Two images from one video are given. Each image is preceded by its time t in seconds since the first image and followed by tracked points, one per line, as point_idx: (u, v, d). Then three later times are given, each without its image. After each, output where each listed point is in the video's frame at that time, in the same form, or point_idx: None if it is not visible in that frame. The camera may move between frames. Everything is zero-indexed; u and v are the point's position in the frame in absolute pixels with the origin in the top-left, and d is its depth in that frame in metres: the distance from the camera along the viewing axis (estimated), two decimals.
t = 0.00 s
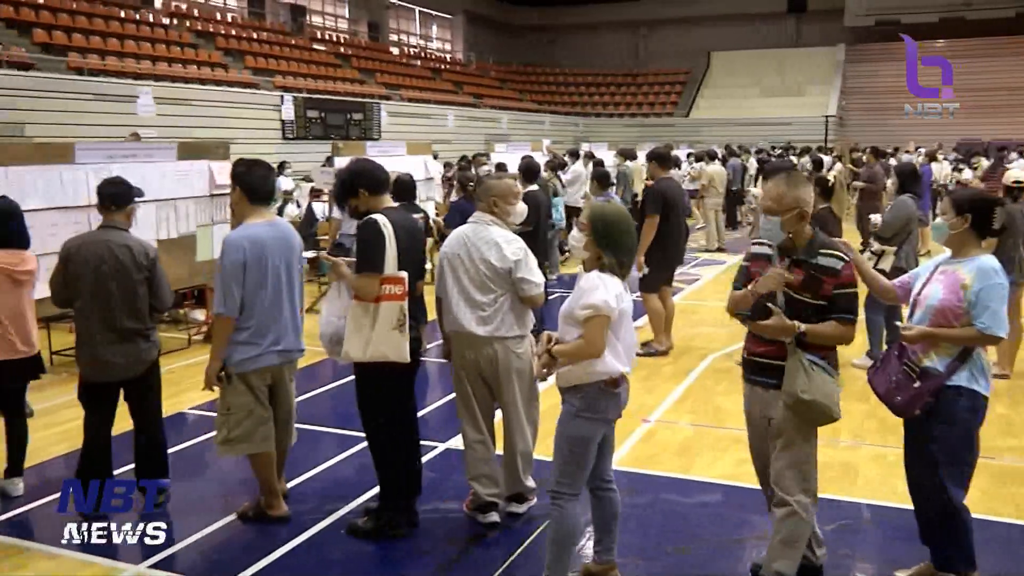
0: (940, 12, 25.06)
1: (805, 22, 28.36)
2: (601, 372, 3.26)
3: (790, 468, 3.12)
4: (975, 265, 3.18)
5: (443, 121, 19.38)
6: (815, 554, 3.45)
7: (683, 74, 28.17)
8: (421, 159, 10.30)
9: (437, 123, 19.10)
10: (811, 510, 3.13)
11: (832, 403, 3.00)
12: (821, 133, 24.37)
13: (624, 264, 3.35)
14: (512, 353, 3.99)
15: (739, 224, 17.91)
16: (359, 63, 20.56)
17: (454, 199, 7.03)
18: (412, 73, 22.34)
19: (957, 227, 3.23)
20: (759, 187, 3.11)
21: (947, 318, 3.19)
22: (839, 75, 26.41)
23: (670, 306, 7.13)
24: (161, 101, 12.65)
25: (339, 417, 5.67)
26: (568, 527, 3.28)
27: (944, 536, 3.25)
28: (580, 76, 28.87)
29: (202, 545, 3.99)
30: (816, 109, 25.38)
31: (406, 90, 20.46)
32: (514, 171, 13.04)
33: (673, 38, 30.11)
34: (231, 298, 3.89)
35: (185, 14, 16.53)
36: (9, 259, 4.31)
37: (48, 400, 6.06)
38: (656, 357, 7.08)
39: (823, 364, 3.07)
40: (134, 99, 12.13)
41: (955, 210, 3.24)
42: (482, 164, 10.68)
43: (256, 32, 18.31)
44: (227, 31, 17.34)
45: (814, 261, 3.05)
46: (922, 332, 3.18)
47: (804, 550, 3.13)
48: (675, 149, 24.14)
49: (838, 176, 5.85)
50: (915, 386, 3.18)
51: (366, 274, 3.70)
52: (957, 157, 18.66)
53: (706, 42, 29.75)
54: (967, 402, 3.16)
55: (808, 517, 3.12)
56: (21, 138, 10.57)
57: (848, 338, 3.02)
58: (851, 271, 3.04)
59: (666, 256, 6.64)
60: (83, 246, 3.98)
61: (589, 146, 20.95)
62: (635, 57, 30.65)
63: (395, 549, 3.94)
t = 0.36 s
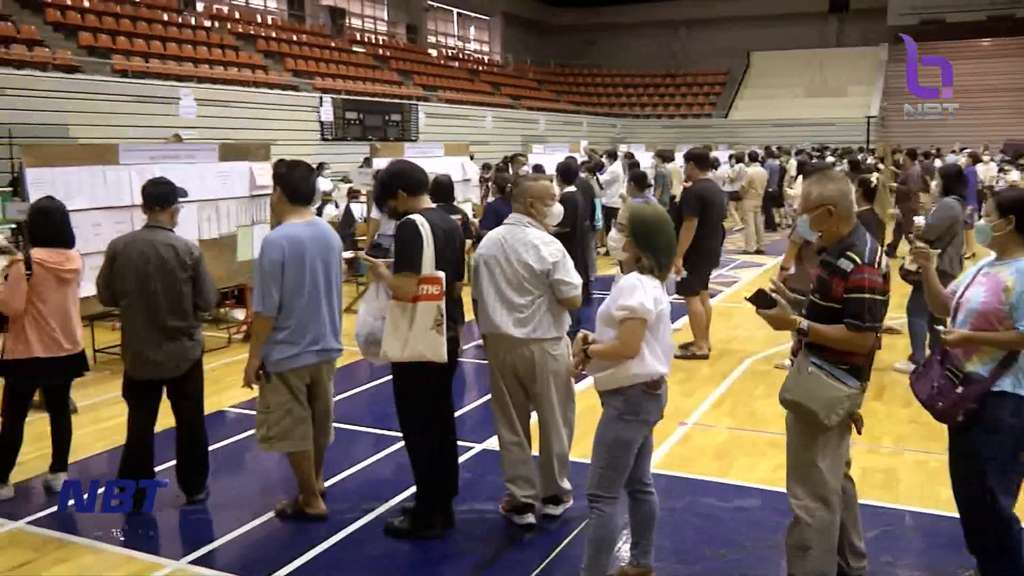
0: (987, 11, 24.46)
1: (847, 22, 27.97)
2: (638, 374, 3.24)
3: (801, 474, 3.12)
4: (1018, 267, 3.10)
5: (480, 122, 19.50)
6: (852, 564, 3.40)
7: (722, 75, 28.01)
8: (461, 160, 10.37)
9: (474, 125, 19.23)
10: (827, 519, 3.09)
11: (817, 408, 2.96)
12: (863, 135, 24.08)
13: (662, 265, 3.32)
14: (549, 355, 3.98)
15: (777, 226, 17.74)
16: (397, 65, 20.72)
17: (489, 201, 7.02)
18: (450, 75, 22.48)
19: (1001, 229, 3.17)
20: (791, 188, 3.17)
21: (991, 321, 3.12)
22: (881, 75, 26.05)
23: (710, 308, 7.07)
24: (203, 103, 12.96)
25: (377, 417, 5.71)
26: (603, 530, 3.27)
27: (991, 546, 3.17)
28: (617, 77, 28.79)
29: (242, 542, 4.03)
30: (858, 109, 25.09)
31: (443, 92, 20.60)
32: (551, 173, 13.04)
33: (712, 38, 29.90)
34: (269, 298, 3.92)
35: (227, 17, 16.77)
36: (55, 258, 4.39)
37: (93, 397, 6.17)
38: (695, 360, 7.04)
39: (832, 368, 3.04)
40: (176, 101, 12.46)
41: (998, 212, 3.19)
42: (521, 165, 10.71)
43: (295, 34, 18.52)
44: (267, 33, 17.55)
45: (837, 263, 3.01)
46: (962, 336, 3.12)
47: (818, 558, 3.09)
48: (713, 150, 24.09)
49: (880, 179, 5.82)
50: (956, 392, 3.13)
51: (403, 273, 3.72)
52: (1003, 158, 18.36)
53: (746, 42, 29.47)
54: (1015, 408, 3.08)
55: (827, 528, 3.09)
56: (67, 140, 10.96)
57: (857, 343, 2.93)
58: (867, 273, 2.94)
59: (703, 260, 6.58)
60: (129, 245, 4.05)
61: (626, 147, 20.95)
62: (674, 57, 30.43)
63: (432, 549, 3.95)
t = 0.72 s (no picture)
0: None
1: (880, 21, 27.30)
2: (667, 376, 3.22)
3: (825, 481, 3.11)
4: None
5: (509, 123, 19.54)
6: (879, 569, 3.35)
7: (753, 75, 27.84)
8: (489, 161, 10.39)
9: (503, 126, 19.28)
10: (859, 527, 3.06)
11: (826, 409, 2.99)
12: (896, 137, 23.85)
13: (692, 267, 3.29)
14: (577, 357, 3.97)
15: (807, 228, 17.56)
16: (426, 66, 20.80)
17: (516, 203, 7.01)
18: (479, 76, 22.55)
19: None
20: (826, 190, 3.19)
21: None
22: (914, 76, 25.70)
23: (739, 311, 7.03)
24: (234, 104, 13.16)
25: (404, 417, 5.74)
26: (631, 532, 3.26)
27: None
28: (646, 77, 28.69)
29: (271, 540, 4.06)
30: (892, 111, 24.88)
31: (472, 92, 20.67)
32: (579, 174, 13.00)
33: (743, 38, 29.71)
34: (298, 298, 3.95)
35: (257, 18, 16.93)
36: (89, 257, 4.43)
37: (124, 394, 6.25)
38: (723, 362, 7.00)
39: (848, 370, 3.01)
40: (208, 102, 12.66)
41: None
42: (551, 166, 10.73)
43: (325, 36, 18.65)
44: (297, 35, 17.68)
45: (860, 260, 2.98)
46: (996, 340, 3.03)
47: (852, 566, 3.07)
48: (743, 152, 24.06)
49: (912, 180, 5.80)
50: (989, 396, 3.07)
51: (433, 273, 3.69)
52: None
53: (777, 42, 29.20)
54: None
55: (860, 535, 3.06)
56: (101, 141, 11.20)
57: (868, 340, 2.88)
58: (883, 270, 2.89)
59: (732, 264, 6.53)
60: (159, 245, 4.09)
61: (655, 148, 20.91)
62: (704, 58, 30.31)
63: (459, 549, 3.96)
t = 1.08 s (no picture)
0: None
1: (903, 20, 27.09)
2: (683, 377, 3.20)
3: (843, 483, 3.09)
4: None
5: (528, 123, 19.54)
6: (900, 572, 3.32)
7: (774, 75, 27.69)
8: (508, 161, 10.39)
9: (522, 126, 19.28)
10: (877, 530, 3.02)
11: (840, 409, 2.96)
12: (918, 136, 23.65)
13: (712, 268, 3.27)
14: (594, 358, 3.96)
15: (828, 228, 17.45)
16: (446, 67, 20.83)
17: (530, 206, 6.99)
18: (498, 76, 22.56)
19: None
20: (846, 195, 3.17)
21: None
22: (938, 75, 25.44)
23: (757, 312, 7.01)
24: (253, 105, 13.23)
25: (423, 416, 5.75)
26: (647, 532, 3.25)
27: None
28: (666, 77, 28.61)
29: (290, 539, 4.07)
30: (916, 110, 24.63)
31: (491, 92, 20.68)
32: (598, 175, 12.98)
33: (764, 38, 29.54)
34: (319, 298, 3.96)
35: (278, 19, 17.03)
36: (111, 257, 4.46)
37: (145, 393, 6.30)
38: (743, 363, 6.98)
39: (864, 373, 2.98)
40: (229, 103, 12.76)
41: None
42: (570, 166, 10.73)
43: (345, 36, 18.71)
44: (317, 35, 17.75)
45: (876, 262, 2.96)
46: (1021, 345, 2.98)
47: (869, 569, 3.02)
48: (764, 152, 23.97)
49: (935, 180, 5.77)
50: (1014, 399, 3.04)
51: (454, 273, 3.71)
52: None
53: (798, 42, 28.99)
54: None
55: (879, 539, 3.02)
56: (124, 141, 11.32)
57: (879, 342, 2.86)
58: (895, 272, 2.86)
59: (752, 265, 6.50)
60: (178, 245, 4.11)
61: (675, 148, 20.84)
62: (725, 58, 30.15)
63: (477, 549, 3.96)
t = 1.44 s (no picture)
0: None
1: (931, 19, 26.92)
2: (707, 379, 3.18)
3: (866, 486, 3.07)
4: None
5: (552, 124, 19.53)
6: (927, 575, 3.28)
7: (800, 75, 27.51)
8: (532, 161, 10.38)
9: (546, 126, 19.28)
10: (902, 533, 2.99)
11: (859, 412, 2.95)
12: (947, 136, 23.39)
13: (738, 270, 3.25)
14: (616, 359, 3.95)
15: (854, 229, 17.31)
16: (469, 67, 20.86)
17: (551, 207, 6.97)
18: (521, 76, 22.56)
19: None
20: (873, 198, 3.16)
21: None
22: (967, 74, 25.16)
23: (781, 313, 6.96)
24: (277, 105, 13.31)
25: (446, 416, 5.76)
26: (669, 534, 3.24)
27: None
28: (690, 78, 28.49)
29: (313, 537, 4.10)
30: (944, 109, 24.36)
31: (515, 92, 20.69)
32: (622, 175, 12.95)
33: (789, 38, 29.33)
34: (343, 297, 3.98)
35: (303, 20, 17.13)
36: (139, 256, 4.51)
37: (172, 391, 6.36)
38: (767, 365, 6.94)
39: (884, 375, 2.97)
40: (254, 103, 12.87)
41: None
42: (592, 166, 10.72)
43: (370, 37, 18.79)
44: (342, 36, 17.84)
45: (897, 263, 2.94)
46: None
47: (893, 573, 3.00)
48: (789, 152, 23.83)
49: (965, 180, 5.71)
50: None
51: (480, 273, 3.71)
52: None
53: (823, 41, 28.79)
54: None
55: (904, 543, 2.99)
56: (151, 141, 11.43)
57: (896, 344, 2.84)
58: (915, 274, 2.84)
59: (778, 266, 6.45)
60: (201, 246, 4.15)
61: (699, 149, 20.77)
62: (750, 58, 29.98)
63: (500, 549, 3.96)
